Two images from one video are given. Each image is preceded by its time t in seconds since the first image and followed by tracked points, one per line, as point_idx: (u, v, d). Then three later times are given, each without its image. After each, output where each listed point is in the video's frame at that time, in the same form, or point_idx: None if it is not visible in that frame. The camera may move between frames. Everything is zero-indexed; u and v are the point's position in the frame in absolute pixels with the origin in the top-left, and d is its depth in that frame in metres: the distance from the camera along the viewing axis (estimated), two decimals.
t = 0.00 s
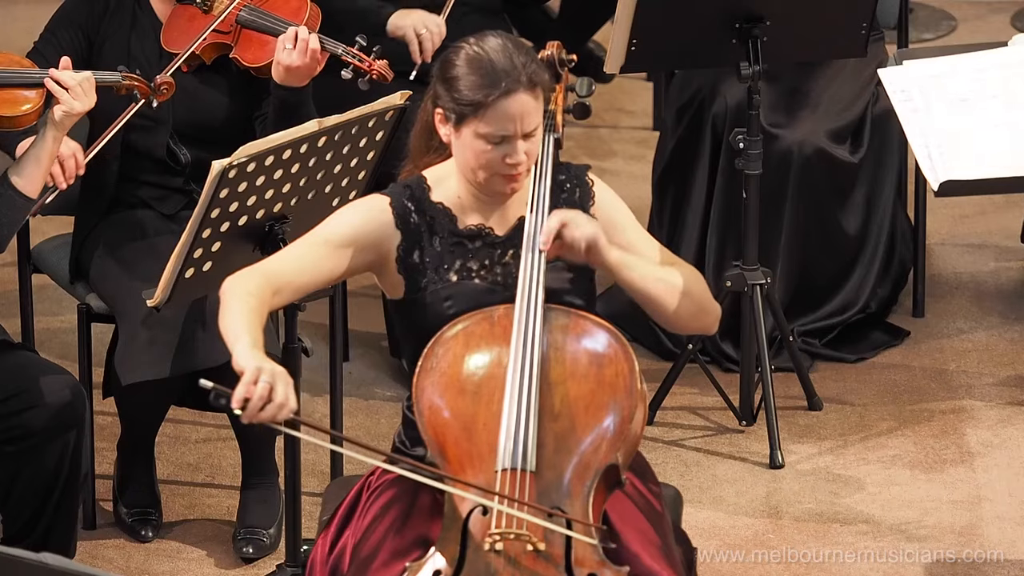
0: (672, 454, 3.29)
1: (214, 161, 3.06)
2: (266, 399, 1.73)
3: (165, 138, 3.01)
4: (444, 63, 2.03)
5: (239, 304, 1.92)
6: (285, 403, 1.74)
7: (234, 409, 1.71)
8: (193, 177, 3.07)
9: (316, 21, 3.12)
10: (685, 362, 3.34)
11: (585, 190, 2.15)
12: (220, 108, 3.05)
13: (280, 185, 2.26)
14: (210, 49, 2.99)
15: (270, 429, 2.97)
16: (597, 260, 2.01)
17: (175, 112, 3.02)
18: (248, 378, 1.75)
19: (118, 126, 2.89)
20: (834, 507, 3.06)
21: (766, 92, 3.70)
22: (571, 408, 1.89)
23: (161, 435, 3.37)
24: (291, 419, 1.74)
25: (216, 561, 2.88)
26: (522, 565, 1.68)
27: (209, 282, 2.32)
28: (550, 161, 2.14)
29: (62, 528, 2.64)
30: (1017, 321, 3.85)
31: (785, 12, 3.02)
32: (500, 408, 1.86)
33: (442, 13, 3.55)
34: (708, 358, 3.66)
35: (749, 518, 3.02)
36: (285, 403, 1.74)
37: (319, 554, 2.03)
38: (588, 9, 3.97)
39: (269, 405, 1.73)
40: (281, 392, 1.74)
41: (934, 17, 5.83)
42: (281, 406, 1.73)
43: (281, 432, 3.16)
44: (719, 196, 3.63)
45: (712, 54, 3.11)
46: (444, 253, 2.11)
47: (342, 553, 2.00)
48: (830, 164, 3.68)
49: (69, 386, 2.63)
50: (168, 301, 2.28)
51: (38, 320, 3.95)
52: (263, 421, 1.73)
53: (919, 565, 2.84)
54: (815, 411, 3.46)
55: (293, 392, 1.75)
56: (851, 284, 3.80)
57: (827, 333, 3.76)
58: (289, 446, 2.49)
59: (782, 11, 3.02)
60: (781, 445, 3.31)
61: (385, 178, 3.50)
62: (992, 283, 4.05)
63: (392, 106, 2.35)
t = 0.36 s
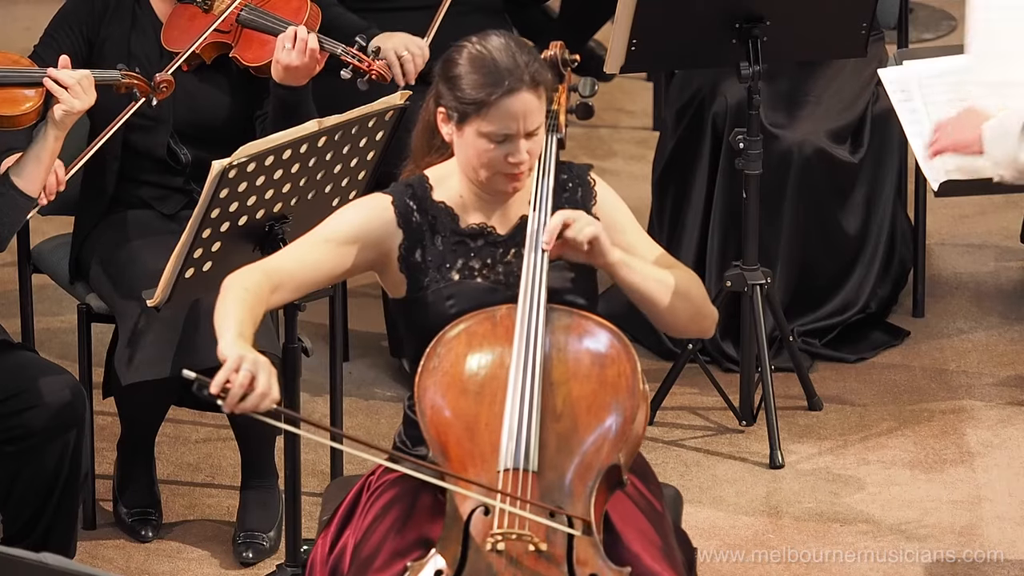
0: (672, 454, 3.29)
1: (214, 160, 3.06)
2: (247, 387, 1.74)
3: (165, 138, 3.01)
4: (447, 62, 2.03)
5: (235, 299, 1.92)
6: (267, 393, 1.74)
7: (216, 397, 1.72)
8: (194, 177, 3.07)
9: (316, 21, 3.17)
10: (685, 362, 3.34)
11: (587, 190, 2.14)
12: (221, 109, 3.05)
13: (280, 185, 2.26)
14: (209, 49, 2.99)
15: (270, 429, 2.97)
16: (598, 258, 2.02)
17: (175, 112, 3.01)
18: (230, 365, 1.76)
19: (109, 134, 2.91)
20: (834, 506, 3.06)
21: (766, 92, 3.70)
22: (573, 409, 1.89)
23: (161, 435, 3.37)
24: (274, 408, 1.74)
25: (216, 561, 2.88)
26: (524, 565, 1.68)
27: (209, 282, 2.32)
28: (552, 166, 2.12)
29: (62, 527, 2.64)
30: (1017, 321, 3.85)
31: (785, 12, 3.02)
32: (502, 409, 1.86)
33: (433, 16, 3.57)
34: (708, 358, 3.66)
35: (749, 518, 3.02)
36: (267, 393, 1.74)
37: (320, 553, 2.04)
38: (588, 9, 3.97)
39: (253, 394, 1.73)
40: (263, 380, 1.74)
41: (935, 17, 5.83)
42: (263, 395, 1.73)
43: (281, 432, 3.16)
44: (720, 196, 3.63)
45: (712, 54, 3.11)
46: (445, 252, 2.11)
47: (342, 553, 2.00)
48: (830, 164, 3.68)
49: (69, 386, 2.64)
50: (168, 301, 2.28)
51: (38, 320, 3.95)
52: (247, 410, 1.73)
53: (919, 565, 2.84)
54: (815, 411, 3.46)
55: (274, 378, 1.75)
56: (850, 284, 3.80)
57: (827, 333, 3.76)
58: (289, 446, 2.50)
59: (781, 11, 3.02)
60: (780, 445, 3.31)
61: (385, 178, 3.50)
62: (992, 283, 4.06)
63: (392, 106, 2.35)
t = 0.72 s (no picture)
0: (672, 454, 3.29)
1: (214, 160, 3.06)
2: (238, 376, 1.74)
3: (165, 138, 3.01)
4: (449, 60, 2.03)
5: (235, 291, 1.93)
6: (258, 380, 1.75)
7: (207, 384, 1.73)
8: (194, 177, 3.08)
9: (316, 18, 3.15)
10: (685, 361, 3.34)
11: (590, 191, 2.14)
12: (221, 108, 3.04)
13: (280, 185, 2.26)
14: (210, 48, 2.99)
15: (270, 429, 2.97)
16: (600, 265, 2.01)
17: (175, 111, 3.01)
18: (221, 355, 1.76)
19: (111, 125, 2.91)
20: (834, 506, 3.06)
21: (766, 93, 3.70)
22: (575, 409, 1.89)
23: (161, 435, 3.37)
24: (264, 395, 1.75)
25: (215, 561, 2.88)
26: (526, 566, 1.68)
27: (209, 282, 2.31)
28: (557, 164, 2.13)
29: (62, 528, 2.63)
30: (1017, 321, 3.85)
31: (785, 12, 3.02)
32: (504, 408, 1.86)
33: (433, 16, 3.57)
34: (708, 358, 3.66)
35: (749, 518, 3.02)
36: (257, 380, 1.74)
37: (320, 553, 2.04)
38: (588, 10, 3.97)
39: (241, 382, 1.74)
40: (254, 367, 1.75)
41: (935, 17, 5.83)
42: (254, 383, 1.74)
43: (281, 432, 3.16)
44: (720, 196, 3.63)
45: (712, 54, 3.11)
46: (448, 251, 2.10)
47: (343, 553, 1.99)
48: (829, 164, 3.68)
49: (69, 386, 2.63)
50: (167, 301, 2.26)
51: (38, 320, 3.95)
52: (236, 398, 1.74)
53: (919, 565, 2.84)
54: (815, 411, 3.46)
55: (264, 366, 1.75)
56: (850, 284, 3.80)
57: (827, 333, 3.76)
58: (289, 446, 2.49)
59: (781, 11, 3.02)
60: (781, 445, 3.31)
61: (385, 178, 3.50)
62: (992, 283, 4.06)
63: (392, 106, 2.35)
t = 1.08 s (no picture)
0: (672, 454, 3.29)
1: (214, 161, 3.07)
2: (240, 349, 1.74)
3: (165, 139, 3.02)
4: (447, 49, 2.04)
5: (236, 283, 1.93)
6: (259, 353, 1.74)
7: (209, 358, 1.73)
8: (194, 177, 3.08)
9: (319, 27, 3.11)
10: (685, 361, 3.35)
11: (603, 196, 2.13)
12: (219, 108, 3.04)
13: (280, 185, 2.26)
14: (210, 53, 3.00)
15: (270, 429, 2.97)
16: (608, 279, 1.99)
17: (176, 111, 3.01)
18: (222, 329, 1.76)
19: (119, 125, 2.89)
20: (833, 506, 3.06)
21: (767, 92, 3.70)
22: (584, 410, 1.89)
23: (161, 435, 3.37)
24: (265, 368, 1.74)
25: (215, 561, 2.88)
26: (533, 566, 1.68)
27: (209, 282, 2.31)
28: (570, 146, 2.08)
29: (61, 528, 2.63)
30: (1018, 321, 3.85)
31: (785, 12, 3.02)
32: (513, 408, 1.86)
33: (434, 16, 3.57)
34: (708, 359, 3.66)
35: (749, 518, 3.01)
36: (258, 352, 1.74)
37: (320, 553, 2.04)
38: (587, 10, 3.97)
39: (242, 355, 1.73)
40: (256, 341, 1.75)
41: (935, 17, 5.83)
42: (255, 356, 1.73)
43: (282, 432, 3.16)
44: (721, 196, 3.63)
45: (712, 54, 3.11)
46: (456, 249, 2.09)
47: (343, 553, 2.00)
48: (830, 164, 3.68)
49: (69, 386, 2.63)
50: (168, 301, 2.27)
51: (38, 320, 3.95)
52: (237, 370, 1.73)
53: (919, 565, 2.83)
54: (815, 411, 3.46)
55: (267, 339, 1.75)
56: (850, 284, 3.80)
57: (827, 333, 3.76)
58: (289, 446, 2.49)
59: (781, 11, 3.02)
60: (780, 445, 3.31)
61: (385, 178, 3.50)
62: (992, 283, 4.06)
63: (392, 106, 2.35)
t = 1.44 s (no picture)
0: (672, 454, 3.29)
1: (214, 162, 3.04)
2: (354, 352, 1.69)
3: (166, 144, 2.99)
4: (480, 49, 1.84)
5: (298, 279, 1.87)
6: (374, 355, 1.69)
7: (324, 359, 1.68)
8: (195, 180, 3.06)
9: (325, 43, 3.12)
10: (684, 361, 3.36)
11: (628, 199, 2.00)
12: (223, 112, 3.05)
13: (280, 185, 2.26)
14: (215, 64, 3.02)
15: (270, 429, 2.97)
16: (632, 282, 1.91)
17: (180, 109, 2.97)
18: (336, 332, 1.71)
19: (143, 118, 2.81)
20: (833, 506, 3.06)
21: (767, 92, 3.71)
22: (605, 415, 1.82)
23: (161, 435, 3.37)
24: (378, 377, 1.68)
25: (215, 561, 2.88)
26: (550, 568, 1.66)
27: (209, 282, 2.32)
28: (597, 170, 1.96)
29: (61, 528, 2.63)
30: (1018, 321, 3.85)
31: (785, 13, 3.03)
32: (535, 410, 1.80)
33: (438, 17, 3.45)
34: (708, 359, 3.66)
35: (749, 518, 3.01)
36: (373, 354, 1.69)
37: (321, 552, 2.03)
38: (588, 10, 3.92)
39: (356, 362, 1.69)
40: (369, 342, 1.70)
41: (935, 17, 5.83)
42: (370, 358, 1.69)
43: (282, 432, 3.16)
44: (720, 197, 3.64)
45: (711, 54, 3.11)
46: (481, 247, 1.97)
47: (345, 550, 2.00)
48: (830, 164, 3.68)
49: (69, 386, 2.63)
50: (168, 301, 2.28)
51: (38, 320, 3.95)
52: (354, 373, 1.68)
53: (919, 565, 2.83)
54: (815, 411, 3.46)
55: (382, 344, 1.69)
56: (850, 284, 3.80)
57: (827, 333, 3.76)
58: (289, 446, 2.49)
59: (781, 11, 3.02)
60: (781, 445, 3.31)
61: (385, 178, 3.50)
62: (993, 283, 4.06)
63: (391, 106, 2.34)
